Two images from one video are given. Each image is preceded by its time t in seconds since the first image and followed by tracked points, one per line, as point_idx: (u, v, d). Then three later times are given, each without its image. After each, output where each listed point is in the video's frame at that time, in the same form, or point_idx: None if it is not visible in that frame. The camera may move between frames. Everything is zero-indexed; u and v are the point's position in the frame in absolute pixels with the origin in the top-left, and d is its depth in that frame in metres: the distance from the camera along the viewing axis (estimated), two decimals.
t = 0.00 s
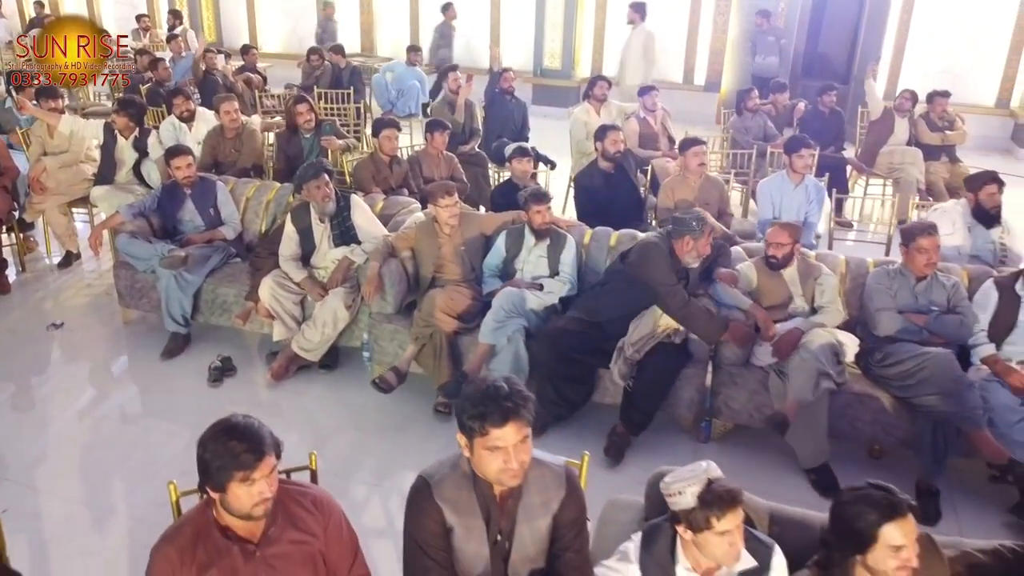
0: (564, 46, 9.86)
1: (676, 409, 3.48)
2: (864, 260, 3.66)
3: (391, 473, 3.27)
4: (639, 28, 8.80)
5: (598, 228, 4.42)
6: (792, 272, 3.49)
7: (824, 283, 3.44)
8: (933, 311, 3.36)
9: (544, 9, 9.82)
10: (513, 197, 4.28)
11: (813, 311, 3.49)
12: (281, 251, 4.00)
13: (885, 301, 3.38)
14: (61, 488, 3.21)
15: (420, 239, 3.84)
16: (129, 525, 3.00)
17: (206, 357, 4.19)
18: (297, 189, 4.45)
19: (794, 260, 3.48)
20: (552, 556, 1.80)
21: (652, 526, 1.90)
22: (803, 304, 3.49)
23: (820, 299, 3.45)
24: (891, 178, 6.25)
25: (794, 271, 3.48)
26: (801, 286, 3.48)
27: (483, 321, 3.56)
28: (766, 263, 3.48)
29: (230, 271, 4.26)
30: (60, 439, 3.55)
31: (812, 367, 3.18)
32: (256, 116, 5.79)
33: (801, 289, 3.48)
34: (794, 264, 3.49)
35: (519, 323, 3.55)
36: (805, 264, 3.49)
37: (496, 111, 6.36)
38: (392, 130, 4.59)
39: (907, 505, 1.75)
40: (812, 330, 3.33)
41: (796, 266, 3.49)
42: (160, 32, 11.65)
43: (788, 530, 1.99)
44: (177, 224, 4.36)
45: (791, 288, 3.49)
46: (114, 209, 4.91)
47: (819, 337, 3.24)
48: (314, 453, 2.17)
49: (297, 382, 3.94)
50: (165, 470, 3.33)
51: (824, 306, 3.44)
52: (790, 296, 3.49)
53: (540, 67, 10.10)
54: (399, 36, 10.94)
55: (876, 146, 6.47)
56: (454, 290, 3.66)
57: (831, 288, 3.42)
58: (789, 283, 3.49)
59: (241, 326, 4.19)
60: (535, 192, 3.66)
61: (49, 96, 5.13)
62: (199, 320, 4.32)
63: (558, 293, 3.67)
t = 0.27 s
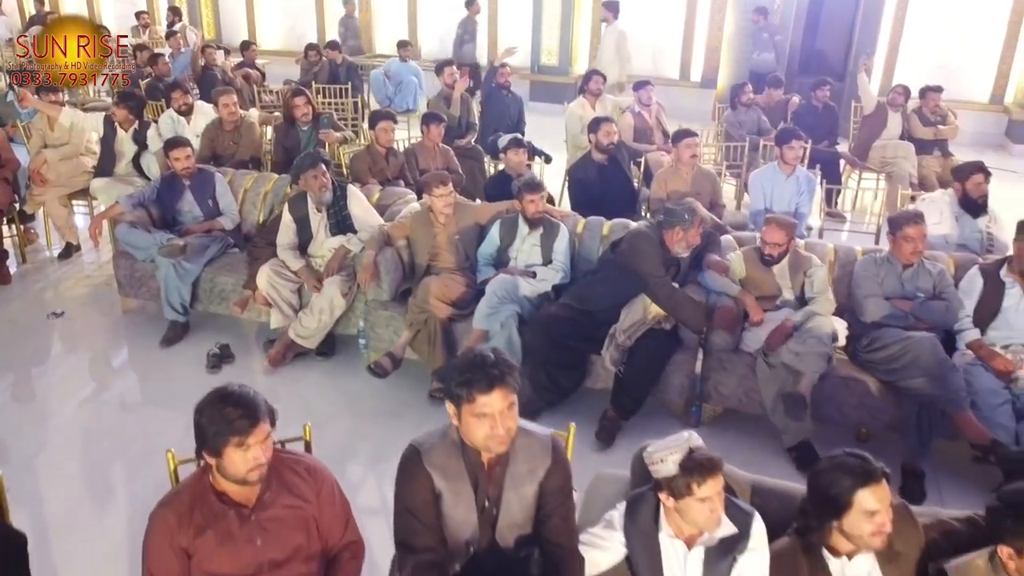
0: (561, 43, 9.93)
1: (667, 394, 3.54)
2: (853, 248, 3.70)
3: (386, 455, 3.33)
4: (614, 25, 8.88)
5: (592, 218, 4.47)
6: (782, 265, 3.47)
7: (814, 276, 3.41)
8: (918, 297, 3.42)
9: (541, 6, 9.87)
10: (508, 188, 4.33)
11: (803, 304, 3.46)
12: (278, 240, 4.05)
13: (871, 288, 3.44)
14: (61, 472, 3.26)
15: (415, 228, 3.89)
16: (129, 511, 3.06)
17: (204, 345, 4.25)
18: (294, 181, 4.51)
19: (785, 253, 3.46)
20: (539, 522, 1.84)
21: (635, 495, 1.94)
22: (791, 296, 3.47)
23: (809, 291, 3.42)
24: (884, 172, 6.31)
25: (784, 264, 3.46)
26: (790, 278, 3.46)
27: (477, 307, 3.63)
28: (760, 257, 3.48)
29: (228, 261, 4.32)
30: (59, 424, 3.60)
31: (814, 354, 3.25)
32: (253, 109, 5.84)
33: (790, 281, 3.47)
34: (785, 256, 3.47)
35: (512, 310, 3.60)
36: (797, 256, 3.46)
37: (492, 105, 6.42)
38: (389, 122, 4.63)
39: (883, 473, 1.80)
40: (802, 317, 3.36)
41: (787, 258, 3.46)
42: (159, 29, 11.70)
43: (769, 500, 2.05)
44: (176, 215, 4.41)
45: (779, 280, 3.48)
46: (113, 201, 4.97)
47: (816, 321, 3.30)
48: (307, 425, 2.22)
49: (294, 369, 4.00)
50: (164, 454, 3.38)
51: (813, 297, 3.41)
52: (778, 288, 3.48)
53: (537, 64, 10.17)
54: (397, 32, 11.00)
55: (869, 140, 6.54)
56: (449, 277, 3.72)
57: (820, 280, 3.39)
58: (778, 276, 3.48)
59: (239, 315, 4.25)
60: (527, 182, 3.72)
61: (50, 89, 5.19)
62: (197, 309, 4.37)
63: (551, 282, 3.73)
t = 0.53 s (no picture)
0: (559, 33, 9.97)
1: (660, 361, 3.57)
2: (845, 219, 3.73)
3: (380, 420, 3.36)
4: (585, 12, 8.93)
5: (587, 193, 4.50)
6: (777, 232, 3.47)
7: (808, 248, 3.43)
8: (909, 265, 3.45)
9: None
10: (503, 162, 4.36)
11: (795, 276, 3.48)
12: (275, 213, 4.09)
13: (862, 256, 3.47)
14: (60, 436, 3.30)
15: (411, 199, 3.91)
16: (126, 475, 3.10)
17: (202, 318, 4.28)
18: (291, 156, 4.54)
19: (779, 221, 3.46)
20: (528, 457, 1.87)
21: (624, 434, 1.95)
22: (784, 268, 3.48)
23: (802, 265, 3.44)
24: (878, 155, 6.34)
25: (778, 232, 3.46)
26: (784, 249, 3.46)
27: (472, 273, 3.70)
28: (750, 222, 3.51)
29: (225, 235, 4.36)
30: (58, 392, 3.64)
31: (813, 331, 3.25)
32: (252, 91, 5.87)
33: (783, 252, 3.47)
34: (781, 223, 3.47)
35: (507, 277, 3.66)
36: (791, 225, 3.47)
37: (489, 89, 6.46)
38: (385, 98, 4.69)
39: (863, 407, 1.84)
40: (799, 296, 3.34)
41: (781, 228, 3.46)
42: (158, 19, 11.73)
43: (757, 443, 2.07)
44: (174, 190, 4.43)
45: (772, 249, 3.48)
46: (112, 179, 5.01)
47: (813, 315, 3.24)
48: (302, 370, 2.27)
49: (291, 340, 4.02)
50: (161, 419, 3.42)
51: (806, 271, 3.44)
52: (769, 258, 3.49)
53: (535, 54, 10.21)
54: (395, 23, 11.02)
55: (864, 124, 6.57)
56: (444, 247, 3.75)
57: (814, 253, 3.42)
58: (771, 246, 3.48)
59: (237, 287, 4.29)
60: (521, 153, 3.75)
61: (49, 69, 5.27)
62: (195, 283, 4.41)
63: (545, 252, 3.78)
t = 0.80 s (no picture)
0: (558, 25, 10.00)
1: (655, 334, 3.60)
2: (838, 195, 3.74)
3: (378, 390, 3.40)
4: None
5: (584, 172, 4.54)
6: (771, 205, 3.46)
7: (802, 226, 3.43)
8: (901, 238, 3.49)
9: None
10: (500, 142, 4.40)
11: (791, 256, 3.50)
12: (274, 191, 4.13)
13: (854, 230, 3.50)
14: (60, 405, 3.33)
15: (408, 176, 3.95)
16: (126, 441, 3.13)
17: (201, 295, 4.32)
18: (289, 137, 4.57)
19: (774, 194, 3.44)
20: (521, 405, 1.91)
21: (617, 385, 1.99)
22: (779, 247, 3.50)
23: (796, 246, 3.47)
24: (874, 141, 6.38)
25: (773, 207, 3.45)
26: (777, 226, 3.46)
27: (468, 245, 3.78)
28: (739, 192, 3.50)
29: (224, 214, 4.39)
30: (59, 365, 3.67)
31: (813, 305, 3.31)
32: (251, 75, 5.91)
33: (776, 228, 3.46)
34: (775, 196, 3.45)
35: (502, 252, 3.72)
36: (785, 199, 3.45)
37: (487, 76, 6.50)
38: (383, 79, 4.73)
39: (850, 354, 1.87)
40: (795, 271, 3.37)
41: (776, 201, 3.44)
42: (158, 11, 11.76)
43: (746, 396, 2.10)
44: (173, 169, 4.47)
45: (764, 226, 3.48)
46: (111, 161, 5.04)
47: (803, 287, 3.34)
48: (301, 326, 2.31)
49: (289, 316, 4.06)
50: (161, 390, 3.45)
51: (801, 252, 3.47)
52: (762, 235, 3.50)
53: (533, 46, 10.25)
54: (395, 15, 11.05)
55: (859, 111, 6.62)
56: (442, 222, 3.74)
57: (809, 231, 3.42)
58: (764, 221, 3.48)
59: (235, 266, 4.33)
60: (517, 130, 3.78)
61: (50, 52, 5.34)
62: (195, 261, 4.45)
63: (541, 228, 3.82)
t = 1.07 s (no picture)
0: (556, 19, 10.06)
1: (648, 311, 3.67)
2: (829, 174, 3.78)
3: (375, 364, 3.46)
4: None
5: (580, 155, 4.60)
6: (753, 187, 3.51)
7: (783, 208, 3.46)
8: (891, 216, 3.52)
9: None
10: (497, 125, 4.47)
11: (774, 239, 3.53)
12: (275, 172, 4.18)
13: (845, 207, 3.56)
14: (63, 376, 3.39)
15: (406, 158, 4.00)
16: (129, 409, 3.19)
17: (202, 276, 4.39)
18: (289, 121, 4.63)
19: (757, 175, 3.50)
20: (515, 360, 1.98)
21: (606, 344, 2.05)
22: (763, 231, 3.54)
23: (782, 231, 3.50)
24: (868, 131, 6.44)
25: (755, 188, 3.51)
26: (759, 209, 3.51)
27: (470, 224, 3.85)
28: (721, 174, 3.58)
29: (225, 196, 4.45)
30: (62, 340, 3.74)
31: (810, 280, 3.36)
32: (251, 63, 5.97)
33: (758, 210, 3.52)
34: (756, 178, 3.50)
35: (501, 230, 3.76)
36: (767, 181, 3.49)
37: (485, 66, 6.55)
38: (382, 65, 4.78)
39: (830, 309, 1.93)
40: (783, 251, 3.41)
41: (759, 182, 3.50)
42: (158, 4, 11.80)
43: (732, 355, 2.17)
44: (175, 152, 4.52)
45: (749, 209, 3.54)
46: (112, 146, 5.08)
47: (790, 262, 3.39)
48: (301, 289, 2.39)
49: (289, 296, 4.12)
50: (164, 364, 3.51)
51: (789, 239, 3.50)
52: (745, 217, 3.55)
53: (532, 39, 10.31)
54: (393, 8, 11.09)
55: (854, 100, 6.68)
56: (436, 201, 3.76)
57: (790, 213, 3.46)
58: (748, 203, 3.54)
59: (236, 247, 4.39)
60: (514, 113, 3.84)
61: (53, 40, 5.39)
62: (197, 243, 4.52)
63: (537, 208, 3.89)
